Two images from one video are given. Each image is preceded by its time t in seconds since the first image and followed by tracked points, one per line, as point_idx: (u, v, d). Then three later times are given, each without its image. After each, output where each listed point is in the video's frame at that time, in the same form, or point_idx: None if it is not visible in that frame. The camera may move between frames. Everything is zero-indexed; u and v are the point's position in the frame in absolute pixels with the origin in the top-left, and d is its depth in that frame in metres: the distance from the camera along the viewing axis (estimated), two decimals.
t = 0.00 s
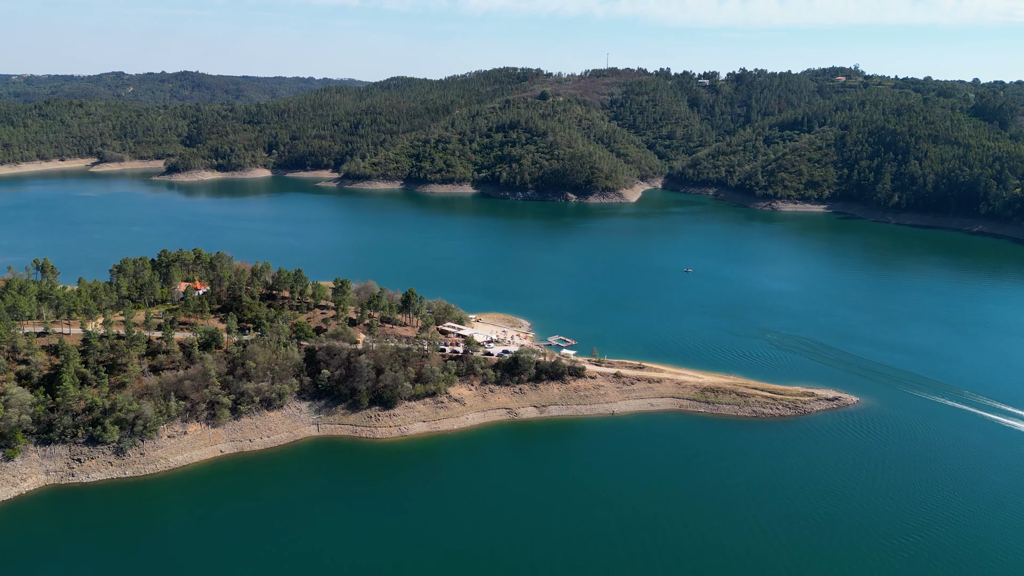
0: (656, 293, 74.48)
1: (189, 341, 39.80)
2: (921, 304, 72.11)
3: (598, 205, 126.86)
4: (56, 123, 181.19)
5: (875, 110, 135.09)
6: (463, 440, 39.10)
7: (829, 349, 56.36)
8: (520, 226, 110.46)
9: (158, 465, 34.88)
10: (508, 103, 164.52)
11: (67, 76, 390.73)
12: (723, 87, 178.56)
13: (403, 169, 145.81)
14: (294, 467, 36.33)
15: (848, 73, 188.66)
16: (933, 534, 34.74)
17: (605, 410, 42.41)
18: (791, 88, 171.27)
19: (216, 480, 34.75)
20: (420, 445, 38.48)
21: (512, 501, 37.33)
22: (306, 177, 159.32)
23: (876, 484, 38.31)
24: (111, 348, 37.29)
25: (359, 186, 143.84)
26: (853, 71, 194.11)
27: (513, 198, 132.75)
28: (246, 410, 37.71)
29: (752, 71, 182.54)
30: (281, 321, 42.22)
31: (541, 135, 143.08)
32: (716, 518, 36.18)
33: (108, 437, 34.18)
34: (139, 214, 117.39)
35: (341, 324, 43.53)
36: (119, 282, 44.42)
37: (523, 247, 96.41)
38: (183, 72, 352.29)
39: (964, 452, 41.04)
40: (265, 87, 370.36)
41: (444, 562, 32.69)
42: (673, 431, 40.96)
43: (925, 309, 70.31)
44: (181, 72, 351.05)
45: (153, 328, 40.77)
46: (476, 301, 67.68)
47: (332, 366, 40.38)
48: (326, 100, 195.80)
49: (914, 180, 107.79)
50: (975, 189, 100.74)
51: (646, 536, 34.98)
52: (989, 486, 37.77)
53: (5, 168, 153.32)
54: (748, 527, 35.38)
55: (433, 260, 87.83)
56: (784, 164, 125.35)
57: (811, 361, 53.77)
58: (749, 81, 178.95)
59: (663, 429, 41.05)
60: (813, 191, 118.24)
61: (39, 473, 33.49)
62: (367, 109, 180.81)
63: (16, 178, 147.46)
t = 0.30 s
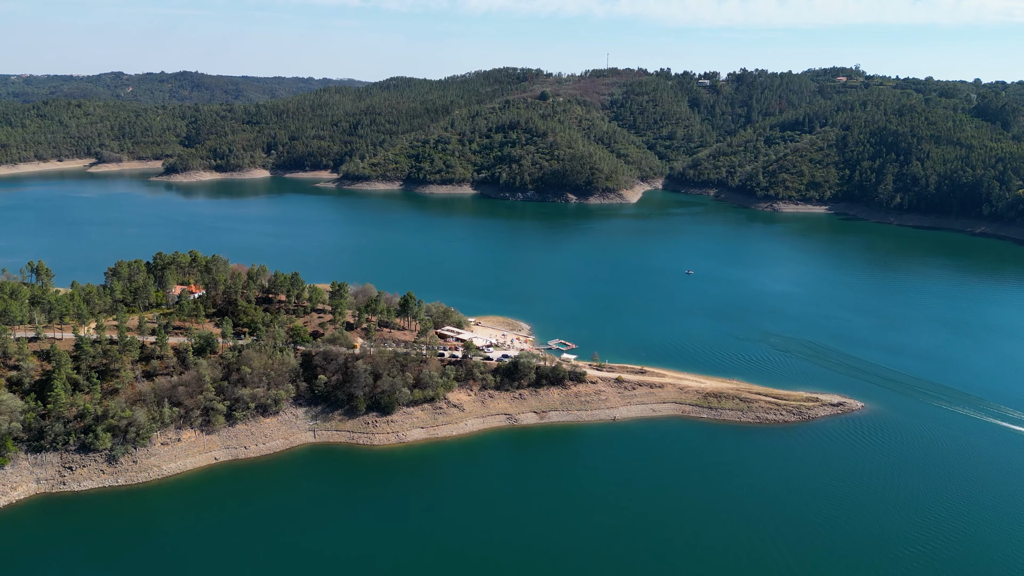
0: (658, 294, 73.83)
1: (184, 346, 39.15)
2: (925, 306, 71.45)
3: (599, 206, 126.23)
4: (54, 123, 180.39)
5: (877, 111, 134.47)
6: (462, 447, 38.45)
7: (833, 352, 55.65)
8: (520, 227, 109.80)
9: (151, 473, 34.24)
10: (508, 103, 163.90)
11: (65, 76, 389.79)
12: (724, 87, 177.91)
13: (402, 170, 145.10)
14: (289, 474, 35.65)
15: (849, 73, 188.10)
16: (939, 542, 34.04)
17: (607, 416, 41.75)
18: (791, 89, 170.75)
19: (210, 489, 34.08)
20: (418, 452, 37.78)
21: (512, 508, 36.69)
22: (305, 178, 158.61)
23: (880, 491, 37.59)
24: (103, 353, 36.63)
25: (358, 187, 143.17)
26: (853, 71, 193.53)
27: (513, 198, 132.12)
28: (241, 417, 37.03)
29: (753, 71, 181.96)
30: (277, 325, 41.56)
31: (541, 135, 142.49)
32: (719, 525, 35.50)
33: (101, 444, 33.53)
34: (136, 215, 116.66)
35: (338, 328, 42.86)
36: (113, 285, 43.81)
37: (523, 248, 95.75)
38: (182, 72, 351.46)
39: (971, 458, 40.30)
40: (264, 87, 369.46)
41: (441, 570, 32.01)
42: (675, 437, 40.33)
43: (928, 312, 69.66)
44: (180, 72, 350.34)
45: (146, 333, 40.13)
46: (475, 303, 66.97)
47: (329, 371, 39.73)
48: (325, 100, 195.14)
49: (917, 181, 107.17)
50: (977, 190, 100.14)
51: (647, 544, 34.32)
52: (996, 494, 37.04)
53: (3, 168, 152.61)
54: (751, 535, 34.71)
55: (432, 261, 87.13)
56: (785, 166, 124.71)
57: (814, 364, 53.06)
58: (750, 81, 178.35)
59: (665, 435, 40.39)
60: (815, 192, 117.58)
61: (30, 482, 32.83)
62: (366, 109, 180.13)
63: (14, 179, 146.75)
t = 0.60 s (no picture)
0: (658, 296, 73.14)
1: (178, 350, 38.51)
2: (929, 308, 70.76)
3: (599, 207, 125.65)
4: (52, 123, 179.66)
5: (878, 111, 133.88)
6: (462, 454, 37.80)
7: (836, 355, 54.96)
8: (519, 228, 109.13)
9: (144, 481, 33.57)
10: (508, 104, 163.35)
11: (64, 76, 389.04)
12: (725, 87, 177.24)
13: (402, 170, 144.41)
14: (285, 481, 35.08)
15: (849, 73, 187.61)
16: (945, 553, 33.35)
17: (608, 422, 41.11)
18: (792, 89, 170.22)
19: (205, 497, 33.46)
20: (418, 460, 37.08)
21: (512, 515, 36.05)
22: (304, 178, 157.95)
23: (886, 498, 36.99)
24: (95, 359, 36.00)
25: (357, 187, 142.51)
26: (854, 71, 192.91)
27: (513, 199, 131.47)
28: (235, 424, 36.38)
29: (753, 72, 181.32)
30: (273, 330, 40.94)
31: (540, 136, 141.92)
32: (722, 532, 34.89)
33: (93, 452, 32.89)
34: (134, 216, 115.94)
35: (335, 333, 42.23)
36: (107, 289, 43.22)
37: (522, 249, 95.09)
38: (181, 72, 350.68)
39: (981, 466, 39.45)
40: (263, 87, 368.51)
41: None
42: (677, 443, 39.72)
43: (932, 314, 68.96)
44: (179, 73, 349.62)
45: (140, 337, 39.48)
46: (475, 305, 66.25)
47: (325, 376, 39.12)
48: (324, 101, 194.48)
49: (919, 182, 106.54)
50: (980, 191, 99.51)
51: (649, 551, 33.70)
52: (1006, 504, 36.27)
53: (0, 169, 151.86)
54: (753, 543, 34.14)
55: (431, 263, 86.42)
56: (786, 167, 124.11)
57: (816, 367, 52.35)
58: (750, 81, 177.82)
59: (667, 442, 39.77)
60: (816, 193, 116.92)
61: (20, 491, 32.17)
62: (366, 109, 179.46)
63: (11, 180, 146.03)
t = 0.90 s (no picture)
0: (660, 299, 72.40)
1: (171, 356, 37.85)
2: (933, 310, 70.08)
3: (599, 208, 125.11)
4: (50, 124, 179.02)
5: (880, 111, 133.30)
6: (461, 461, 37.15)
7: (840, 359, 54.26)
8: (519, 229, 108.48)
9: (136, 490, 32.94)
10: (508, 104, 162.77)
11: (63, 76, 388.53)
12: (725, 87, 176.51)
13: (401, 171, 143.79)
14: (281, 489, 34.42)
15: (850, 74, 187.13)
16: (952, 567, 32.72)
17: (609, 429, 40.47)
18: (792, 89, 169.70)
19: (200, 507, 32.84)
20: (417, 468, 36.43)
21: (512, 522, 35.43)
22: (302, 179, 157.33)
23: (892, 508, 36.35)
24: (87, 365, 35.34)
25: (356, 188, 141.87)
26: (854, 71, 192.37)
27: (513, 200, 130.82)
28: (230, 430, 35.71)
29: (754, 72, 180.64)
30: (269, 335, 40.29)
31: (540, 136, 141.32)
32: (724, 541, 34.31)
33: (84, 460, 32.26)
34: (131, 217, 115.25)
35: (332, 337, 41.59)
36: (101, 293, 42.57)
37: (522, 251, 94.39)
38: (180, 72, 350.03)
39: (989, 473, 38.76)
40: (262, 87, 367.70)
41: None
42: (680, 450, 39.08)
43: (936, 316, 68.29)
44: (178, 72, 349.04)
45: (133, 342, 38.82)
46: (474, 307, 65.56)
47: (322, 382, 38.48)
48: (323, 101, 193.94)
49: (921, 183, 105.94)
50: (983, 192, 98.89)
51: (650, 560, 33.10)
52: (1014, 515, 35.57)
53: None
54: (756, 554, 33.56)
55: (430, 264, 85.73)
56: (787, 167, 123.52)
57: (820, 372, 51.64)
58: (750, 81, 177.28)
59: (669, 448, 39.17)
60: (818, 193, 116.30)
61: (10, 499, 31.52)
62: (365, 110, 178.83)
63: (9, 180, 145.33)
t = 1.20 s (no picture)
0: (660, 301, 71.69)
1: (164, 361, 37.23)
2: (936, 313, 69.42)
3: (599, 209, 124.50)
4: (48, 124, 178.36)
5: (881, 111, 132.79)
6: (460, 468, 36.54)
7: (843, 363, 53.56)
8: (519, 230, 107.82)
9: (128, 498, 32.30)
10: (508, 104, 162.18)
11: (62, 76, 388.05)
12: (726, 87, 175.87)
13: (400, 171, 143.19)
14: (276, 498, 33.76)
15: (851, 74, 186.63)
16: None
17: (611, 435, 39.83)
18: (793, 89, 169.22)
19: (194, 516, 32.20)
20: (415, 476, 35.78)
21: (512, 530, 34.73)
22: (301, 179, 156.71)
23: (897, 516, 35.67)
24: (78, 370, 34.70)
25: (355, 189, 141.21)
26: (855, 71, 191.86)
27: (512, 201, 130.16)
28: (224, 437, 35.09)
29: (755, 72, 180.04)
30: (265, 340, 39.68)
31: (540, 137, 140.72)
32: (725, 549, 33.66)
33: (75, 468, 31.60)
34: (129, 218, 114.62)
35: (329, 342, 40.97)
36: (94, 297, 41.91)
37: (522, 252, 93.70)
38: (179, 73, 349.44)
39: (995, 480, 38.07)
40: (261, 87, 367.07)
41: None
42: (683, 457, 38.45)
43: (940, 319, 67.60)
44: (178, 73, 348.41)
45: (127, 348, 38.18)
46: (473, 309, 64.85)
47: (318, 388, 37.86)
48: (322, 101, 193.37)
49: (923, 184, 105.37)
50: (985, 193, 98.26)
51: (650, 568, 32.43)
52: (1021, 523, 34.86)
53: None
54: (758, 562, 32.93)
55: (429, 266, 85.08)
56: (789, 168, 122.88)
57: (823, 377, 50.91)
58: (751, 81, 176.74)
59: (672, 456, 38.56)
60: (819, 194, 115.71)
61: None
62: (364, 110, 178.21)
63: (6, 181, 144.62)
